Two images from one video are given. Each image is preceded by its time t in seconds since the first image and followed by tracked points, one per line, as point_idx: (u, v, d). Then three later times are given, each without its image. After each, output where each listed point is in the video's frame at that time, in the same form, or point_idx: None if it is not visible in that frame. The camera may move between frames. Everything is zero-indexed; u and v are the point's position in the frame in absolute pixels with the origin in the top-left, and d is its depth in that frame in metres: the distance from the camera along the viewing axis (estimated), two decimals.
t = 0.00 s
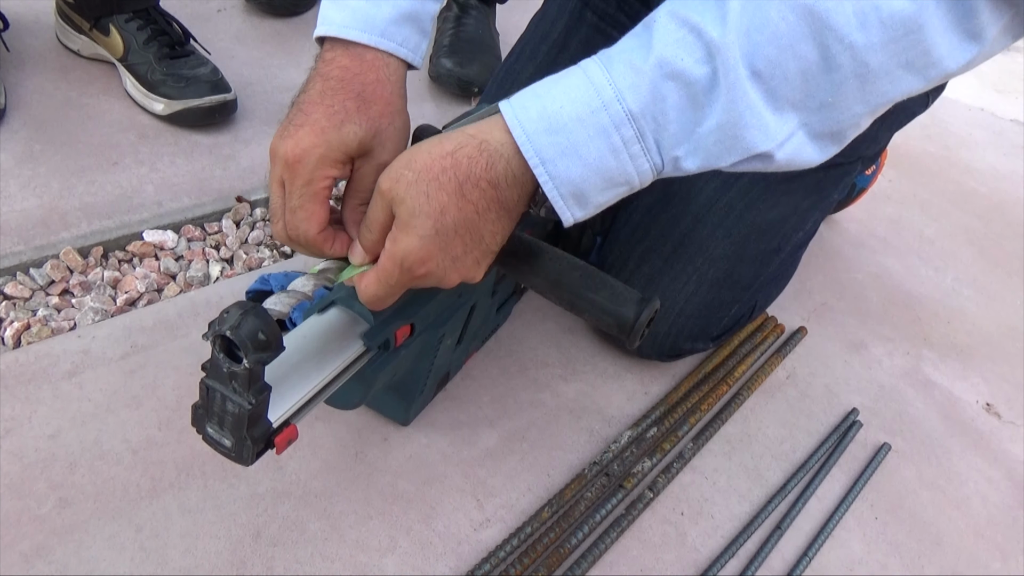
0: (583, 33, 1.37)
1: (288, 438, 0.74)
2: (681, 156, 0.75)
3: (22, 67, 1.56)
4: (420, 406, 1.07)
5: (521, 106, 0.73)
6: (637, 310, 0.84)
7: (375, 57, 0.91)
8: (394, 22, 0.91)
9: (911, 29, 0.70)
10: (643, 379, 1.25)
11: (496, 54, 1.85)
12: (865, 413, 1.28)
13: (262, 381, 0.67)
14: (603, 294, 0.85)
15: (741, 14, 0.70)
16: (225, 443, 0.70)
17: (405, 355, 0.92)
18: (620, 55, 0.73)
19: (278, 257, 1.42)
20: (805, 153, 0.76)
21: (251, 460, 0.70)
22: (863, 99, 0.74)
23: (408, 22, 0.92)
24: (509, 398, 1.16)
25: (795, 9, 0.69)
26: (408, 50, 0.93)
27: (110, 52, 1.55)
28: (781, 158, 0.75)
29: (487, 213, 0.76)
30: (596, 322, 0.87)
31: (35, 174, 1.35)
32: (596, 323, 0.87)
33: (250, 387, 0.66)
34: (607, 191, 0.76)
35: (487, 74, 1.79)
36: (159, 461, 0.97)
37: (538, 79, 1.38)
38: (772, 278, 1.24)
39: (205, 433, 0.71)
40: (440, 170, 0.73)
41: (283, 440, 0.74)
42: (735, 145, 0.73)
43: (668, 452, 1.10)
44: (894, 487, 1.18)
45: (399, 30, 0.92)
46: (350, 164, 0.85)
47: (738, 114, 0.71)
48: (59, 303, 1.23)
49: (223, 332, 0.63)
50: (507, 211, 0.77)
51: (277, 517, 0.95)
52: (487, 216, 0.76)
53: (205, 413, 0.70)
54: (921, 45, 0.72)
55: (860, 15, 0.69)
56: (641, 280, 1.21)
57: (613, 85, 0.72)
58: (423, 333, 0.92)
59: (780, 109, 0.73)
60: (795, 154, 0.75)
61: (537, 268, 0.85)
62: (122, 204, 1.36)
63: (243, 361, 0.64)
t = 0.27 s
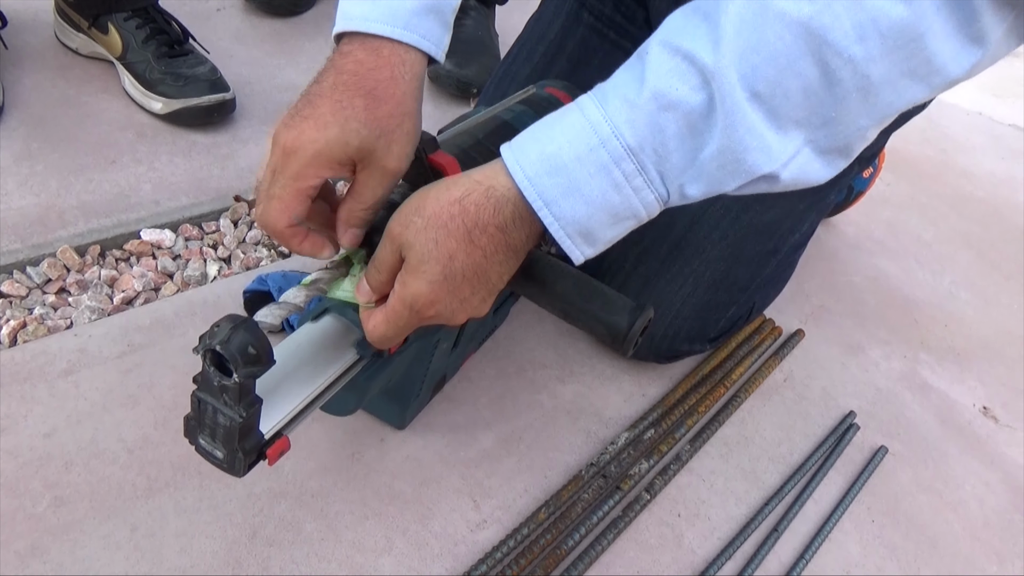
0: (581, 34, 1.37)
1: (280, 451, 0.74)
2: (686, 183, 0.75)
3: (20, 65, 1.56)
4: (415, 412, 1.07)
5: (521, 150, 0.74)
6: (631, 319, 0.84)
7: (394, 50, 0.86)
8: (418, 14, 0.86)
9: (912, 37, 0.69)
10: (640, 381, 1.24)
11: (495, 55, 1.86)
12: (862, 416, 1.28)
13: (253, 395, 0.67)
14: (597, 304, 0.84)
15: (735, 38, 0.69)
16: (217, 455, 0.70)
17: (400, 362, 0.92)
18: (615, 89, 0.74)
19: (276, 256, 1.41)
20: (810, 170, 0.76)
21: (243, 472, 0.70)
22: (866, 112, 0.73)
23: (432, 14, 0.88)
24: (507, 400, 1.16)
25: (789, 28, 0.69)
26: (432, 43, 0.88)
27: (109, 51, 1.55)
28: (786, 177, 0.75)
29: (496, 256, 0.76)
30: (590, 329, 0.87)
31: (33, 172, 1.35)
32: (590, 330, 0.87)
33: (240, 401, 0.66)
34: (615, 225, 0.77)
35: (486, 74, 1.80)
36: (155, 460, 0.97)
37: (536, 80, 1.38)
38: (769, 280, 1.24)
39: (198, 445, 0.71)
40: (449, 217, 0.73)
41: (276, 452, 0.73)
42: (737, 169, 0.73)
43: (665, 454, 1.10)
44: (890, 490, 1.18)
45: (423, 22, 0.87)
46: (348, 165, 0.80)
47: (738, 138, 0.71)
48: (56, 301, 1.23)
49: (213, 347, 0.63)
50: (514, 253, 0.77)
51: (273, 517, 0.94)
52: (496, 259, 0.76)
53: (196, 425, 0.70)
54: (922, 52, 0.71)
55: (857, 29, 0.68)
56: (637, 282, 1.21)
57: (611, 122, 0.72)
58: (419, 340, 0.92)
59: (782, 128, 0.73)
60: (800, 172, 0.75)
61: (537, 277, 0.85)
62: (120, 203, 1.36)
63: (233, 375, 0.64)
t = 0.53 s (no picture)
0: (581, 31, 1.37)
1: (276, 456, 0.73)
2: (669, 220, 0.76)
3: (18, 64, 1.55)
4: (413, 413, 1.07)
5: (507, 200, 0.77)
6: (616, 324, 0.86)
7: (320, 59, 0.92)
8: (342, 24, 0.92)
9: (875, 56, 0.68)
10: (639, 379, 1.24)
11: (494, 54, 1.86)
12: (861, 414, 1.28)
13: (246, 402, 0.67)
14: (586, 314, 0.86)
15: (699, 75, 0.70)
16: (212, 462, 0.70)
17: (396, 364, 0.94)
18: (591, 135, 0.76)
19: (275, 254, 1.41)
20: (795, 196, 0.75)
21: (238, 478, 0.71)
22: (843, 133, 0.72)
23: (359, 24, 0.93)
24: (505, 398, 1.16)
25: (752, 58, 0.69)
26: (358, 51, 0.93)
27: (107, 50, 1.55)
28: (768, 206, 0.74)
29: (488, 309, 0.79)
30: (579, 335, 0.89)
31: (31, 171, 1.35)
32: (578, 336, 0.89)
33: (234, 409, 0.66)
34: (604, 266, 0.79)
35: (485, 73, 1.79)
36: (154, 459, 0.97)
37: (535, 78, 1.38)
38: (766, 276, 1.25)
39: (192, 451, 0.71)
40: (441, 278, 0.75)
41: (272, 457, 0.73)
42: (716, 202, 0.73)
43: (664, 452, 1.10)
44: (890, 488, 1.18)
45: (347, 32, 0.92)
46: (284, 173, 0.87)
47: (712, 171, 0.71)
48: (55, 300, 1.23)
49: (205, 357, 0.63)
50: (506, 301, 0.80)
51: (272, 515, 0.94)
52: (487, 314, 0.79)
53: (191, 431, 0.70)
54: (891, 70, 0.69)
55: (819, 53, 0.68)
56: (632, 278, 1.23)
57: (588, 168, 0.75)
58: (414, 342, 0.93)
59: (758, 157, 0.72)
60: (783, 200, 0.74)
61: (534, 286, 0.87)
62: (118, 202, 1.36)
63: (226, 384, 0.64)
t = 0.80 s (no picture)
0: (577, 30, 1.37)
1: (277, 458, 0.73)
2: (660, 213, 0.76)
3: (16, 67, 1.55)
4: (413, 415, 1.07)
5: (501, 201, 0.79)
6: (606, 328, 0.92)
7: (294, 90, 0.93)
8: (318, 57, 0.93)
9: (856, 42, 0.67)
10: (640, 380, 1.24)
11: (492, 55, 1.86)
12: (862, 414, 1.28)
13: (246, 404, 0.67)
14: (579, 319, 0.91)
15: (681, 69, 0.71)
16: (213, 463, 0.70)
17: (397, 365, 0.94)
18: (582, 134, 0.78)
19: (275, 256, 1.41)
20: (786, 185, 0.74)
21: (239, 480, 0.71)
22: (830, 119, 0.71)
23: (335, 56, 0.94)
24: (506, 399, 1.16)
25: (732, 50, 0.69)
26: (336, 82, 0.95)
27: (106, 52, 1.55)
28: (758, 194, 0.73)
29: (483, 312, 0.80)
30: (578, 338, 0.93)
31: (30, 174, 1.34)
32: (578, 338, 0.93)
33: (234, 411, 0.66)
34: (597, 261, 0.79)
35: (484, 74, 1.79)
36: (154, 462, 0.97)
37: (532, 79, 1.38)
38: (762, 272, 1.26)
39: (193, 453, 0.71)
40: (435, 282, 0.76)
41: (273, 459, 0.73)
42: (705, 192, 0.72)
43: (665, 453, 1.10)
44: (890, 487, 1.18)
45: (323, 64, 0.94)
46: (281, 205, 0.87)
47: (698, 161, 0.71)
48: (54, 303, 1.23)
49: (205, 359, 0.63)
50: (500, 305, 0.81)
51: (273, 518, 0.94)
52: (482, 317, 0.80)
53: (191, 434, 0.70)
54: (873, 55, 0.68)
55: (798, 41, 0.68)
56: (628, 274, 1.21)
57: (577, 165, 0.76)
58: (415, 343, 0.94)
59: (745, 146, 0.72)
60: (773, 189, 0.73)
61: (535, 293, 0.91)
62: (118, 204, 1.36)
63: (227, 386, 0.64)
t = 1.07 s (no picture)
0: (574, 31, 1.37)
1: (274, 458, 0.73)
2: (687, 215, 0.76)
3: (15, 67, 1.55)
4: (413, 416, 1.07)
5: (528, 207, 0.78)
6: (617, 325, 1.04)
7: (310, 99, 0.95)
8: (331, 66, 0.95)
9: (874, 46, 0.68)
10: (639, 381, 1.24)
11: (492, 56, 1.86)
12: (861, 416, 1.28)
13: (244, 405, 0.67)
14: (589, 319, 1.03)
15: (705, 76, 0.71)
16: (211, 464, 0.70)
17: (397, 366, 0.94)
18: (607, 139, 0.77)
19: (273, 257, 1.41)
20: (808, 185, 0.75)
21: (237, 481, 0.70)
22: (849, 121, 0.72)
23: (346, 65, 0.96)
24: (505, 401, 1.16)
25: (754, 58, 0.69)
26: (349, 90, 0.97)
27: (105, 53, 1.55)
28: (782, 196, 0.74)
29: (510, 310, 0.81)
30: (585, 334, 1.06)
31: (28, 175, 1.34)
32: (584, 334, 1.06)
33: (232, 411, 0.66)
34: (626, 264, 0.80)
35: (483, 75, 1.79)
36: (153, 464, 0.97)
37: (531, 80, 1.38)
38: (761, 273, 1.25)
39: (191, 454, 0.71)
40: (472, 280, 0.76)
41: (271, 460, 0.73)
42: (732, 196, 0.73)
43: (664, 454, 1.10)
44: (889, 489, 1.18)
45: (337, 73, 0.96)
46: (293, 191, 0.87)
47: (726, 166, 0.72)
48: (53, 304, 1.22)
49: (202, 359, 0.63)
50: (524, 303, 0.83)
51: (272, 520, 0.94)
52: (509, 314, 0.81)
53: (190, 434, 0.70)
54: (891, 57, 0.68)
55: (818, 48, 0.68)
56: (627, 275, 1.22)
57: (607, 172, 0.76)
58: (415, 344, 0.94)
59: (769, 150, 0.72)
60: (795, 190, 0.74)
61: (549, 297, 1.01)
62: (116, 205, 1.35)
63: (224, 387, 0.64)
